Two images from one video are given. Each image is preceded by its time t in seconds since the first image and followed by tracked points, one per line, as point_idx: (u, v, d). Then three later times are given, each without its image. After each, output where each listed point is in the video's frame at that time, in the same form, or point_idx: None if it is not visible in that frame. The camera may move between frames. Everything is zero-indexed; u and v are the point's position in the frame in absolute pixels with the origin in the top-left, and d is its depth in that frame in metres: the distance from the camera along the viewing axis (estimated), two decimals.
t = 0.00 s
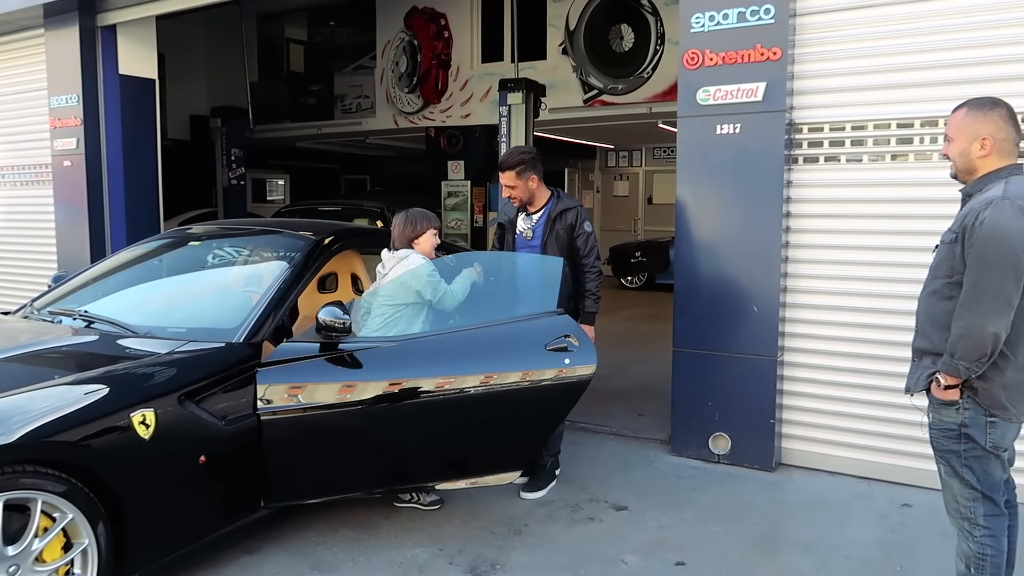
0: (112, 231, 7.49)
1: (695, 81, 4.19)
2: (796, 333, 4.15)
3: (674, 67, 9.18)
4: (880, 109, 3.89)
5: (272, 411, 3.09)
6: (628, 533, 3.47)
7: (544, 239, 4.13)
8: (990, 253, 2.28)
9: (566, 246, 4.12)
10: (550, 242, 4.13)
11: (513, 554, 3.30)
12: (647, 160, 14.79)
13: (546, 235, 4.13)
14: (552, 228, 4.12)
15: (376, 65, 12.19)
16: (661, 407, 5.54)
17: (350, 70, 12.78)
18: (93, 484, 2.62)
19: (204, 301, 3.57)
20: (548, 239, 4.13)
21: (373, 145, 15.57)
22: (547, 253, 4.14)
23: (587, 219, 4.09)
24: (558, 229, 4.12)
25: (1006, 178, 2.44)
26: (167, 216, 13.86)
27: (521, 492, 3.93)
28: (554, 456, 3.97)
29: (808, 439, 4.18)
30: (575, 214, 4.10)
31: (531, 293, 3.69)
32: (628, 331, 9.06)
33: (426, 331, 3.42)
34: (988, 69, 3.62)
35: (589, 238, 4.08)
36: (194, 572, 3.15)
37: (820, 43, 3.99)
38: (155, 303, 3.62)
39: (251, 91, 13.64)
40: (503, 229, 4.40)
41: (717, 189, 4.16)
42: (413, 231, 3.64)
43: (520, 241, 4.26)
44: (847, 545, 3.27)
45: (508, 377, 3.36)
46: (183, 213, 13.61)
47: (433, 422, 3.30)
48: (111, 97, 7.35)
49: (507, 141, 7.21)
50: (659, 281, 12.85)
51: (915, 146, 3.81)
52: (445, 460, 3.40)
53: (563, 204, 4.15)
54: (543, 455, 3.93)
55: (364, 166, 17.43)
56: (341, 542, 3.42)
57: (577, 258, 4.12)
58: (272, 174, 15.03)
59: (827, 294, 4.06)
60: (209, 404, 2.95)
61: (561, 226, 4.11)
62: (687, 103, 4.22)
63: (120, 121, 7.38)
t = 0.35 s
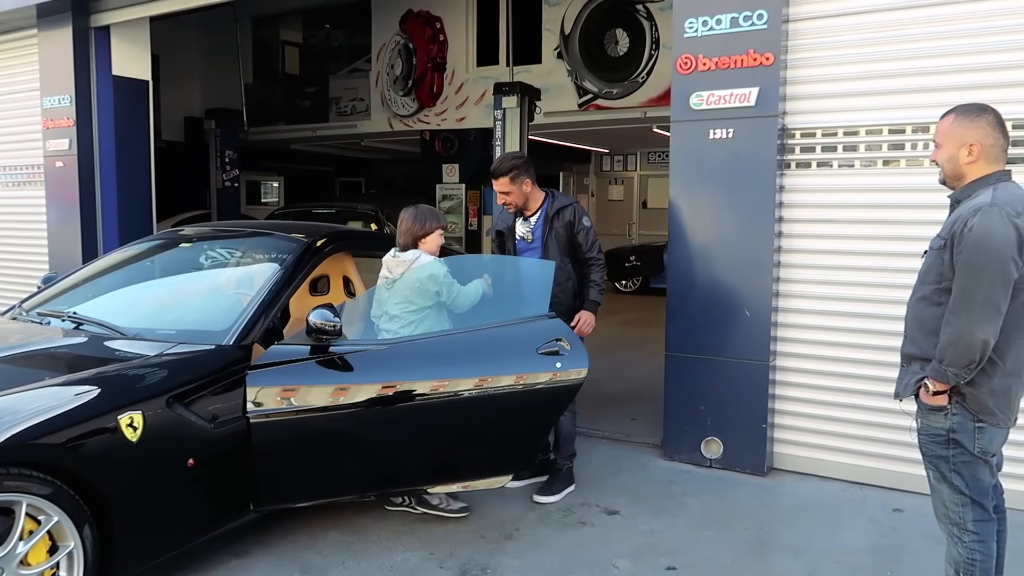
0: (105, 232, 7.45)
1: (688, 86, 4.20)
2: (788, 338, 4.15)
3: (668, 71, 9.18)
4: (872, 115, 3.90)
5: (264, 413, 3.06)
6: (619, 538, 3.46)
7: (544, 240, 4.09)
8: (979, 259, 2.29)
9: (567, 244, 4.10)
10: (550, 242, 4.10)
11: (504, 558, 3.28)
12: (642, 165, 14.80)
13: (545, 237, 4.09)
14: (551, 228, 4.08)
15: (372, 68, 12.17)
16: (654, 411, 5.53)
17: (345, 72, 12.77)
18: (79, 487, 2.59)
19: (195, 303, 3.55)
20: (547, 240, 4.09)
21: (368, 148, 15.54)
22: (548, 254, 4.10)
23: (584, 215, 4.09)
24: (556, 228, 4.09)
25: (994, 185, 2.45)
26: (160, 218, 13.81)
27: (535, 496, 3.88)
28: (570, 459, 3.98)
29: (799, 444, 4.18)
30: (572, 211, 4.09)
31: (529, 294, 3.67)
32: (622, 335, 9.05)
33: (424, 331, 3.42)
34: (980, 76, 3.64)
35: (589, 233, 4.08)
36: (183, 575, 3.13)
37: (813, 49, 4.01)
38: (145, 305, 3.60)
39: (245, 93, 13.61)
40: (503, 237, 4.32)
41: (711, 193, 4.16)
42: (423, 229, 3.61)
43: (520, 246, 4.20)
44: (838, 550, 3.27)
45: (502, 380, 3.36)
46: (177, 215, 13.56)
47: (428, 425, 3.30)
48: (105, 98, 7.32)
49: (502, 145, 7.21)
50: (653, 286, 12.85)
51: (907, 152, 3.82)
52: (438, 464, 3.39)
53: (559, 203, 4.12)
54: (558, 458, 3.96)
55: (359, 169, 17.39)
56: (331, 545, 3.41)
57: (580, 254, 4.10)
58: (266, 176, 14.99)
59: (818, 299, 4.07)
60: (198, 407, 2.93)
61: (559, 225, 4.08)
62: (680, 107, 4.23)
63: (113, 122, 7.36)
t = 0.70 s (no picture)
0: (111, 235, 7.46)
1: (696, 90, 4.17)
2: (797, 344, 4.11)
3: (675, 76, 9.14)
4: (883, 119, 3.85)
5: (267, 419, 3.03)
6: (625, 546, 3.41)
7: (573, 246, 3.89)
8: (996, 267, 2.25)
9: (595, 254, 3.85)
10: (578, 249, 3.89)
11: (509, 567, 3.24)
12: (648, 170, 14.77)
13: (574, 241, 3.89)
14: (582, 234, 3.87)
15: (379, 72, 12.19)
16: (660, 418, 5.48)
17: (352, 77, 12.79)
18: (80, 493, 2.57)
19: (198, 309, 3.52)
20: (576, 245, 3.89)
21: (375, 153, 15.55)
22: (576, 260, 3.89)
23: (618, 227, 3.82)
24: (587, 235, 3.86)
25: (1010, 190, 2.40)
26: (166, 221, 13.83)
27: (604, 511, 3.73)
28: (642, 469, 3.75)
29: (808, 452, 4.13)
30: (606, 220, 3.84)
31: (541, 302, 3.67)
32: (628, 341, 8.99)
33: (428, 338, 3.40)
34: (993, 80, 3.59)
35: (619, 243, 3.80)
36: None
37: (823, 53, 3.97)
38: (149, 309, 3.58)
39: (252, 98, 13.64)
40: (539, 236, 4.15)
41: (718, 198, 4.13)
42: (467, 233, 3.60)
43: (551, 248, 4.03)
44: (848, 561, 3.22)
45: (508, 388, 3.33)
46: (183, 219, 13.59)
47: (433, 431, 3.27)
48: (112, 102, 7.33)
49: (508, 150, 7.18)
50: (659, 291, 12.80)
51: (918, 157, 3.78)
52: (443, 470, 3.36)
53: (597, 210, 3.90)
54: (628, 470, 3.74)
55: (365, 173, 17.40)
56: (335, 553, 3.37)
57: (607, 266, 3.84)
58: (273, 180, 15.01)
59: (828, 305, 4.02)
60: (201, 413, 2.90)
61: (590, 232, 3.85)
62: (688, 112, 4.20)
63: (120, 126, 7.37)
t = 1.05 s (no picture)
0: (91, 237, 7.32)
1: (686, 92, 4.13)
2: (787, 349, 4.08)
3: (662, 78, 9.12)
4: (873, 123, 3.84)
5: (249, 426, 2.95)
6: (616, 555, 3.36)
7: (601, 257, 3.75)
8: (995, 271, 2.22)
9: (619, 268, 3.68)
10: (605, 261, 3.74)
11: None
12: (635, 172, 14.76)
13: (602, 251, 3.74)
14: (608, 246, 3.71)
15: (364, 73, 12.09)
16: (648, 422, 5.44)
17: (338, 78, 12.67)
18: (54, 505, 2.48)
19: (180, 313, 3.43)
20: (603, 256, 3.74)
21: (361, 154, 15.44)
22: (602, 271, 3.75)
23: (642, 241, 3.60)
24: (613, 248, 3.70)
25: (1006, 194, 2.38)
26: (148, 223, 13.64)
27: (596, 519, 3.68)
28: (643, 486, 3.70)
29: (798, 457, 4.10)
30: (632, 233, 3.65)
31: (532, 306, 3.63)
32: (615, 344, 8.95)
33: (414, 345, 3.35)
34: (984, 84, 3.58)
35: (640, 260, 3.59)
36: None
37: (814, 55, 3.95)
38: (128, 314, 3.49)
39: (237, 98, 13.50)
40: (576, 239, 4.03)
41: (708, 201, 4.09)
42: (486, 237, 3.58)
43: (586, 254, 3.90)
44: (841, 568, 3.19)
45: (494, 394, 3.29)
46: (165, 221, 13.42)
47: (419, 438, 3.20)
48: (93, 102, 7.20)
49: (496, 152, 7.13)
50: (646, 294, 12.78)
51: (909, 160, 3.76)
52: (430, 478, 3.29)
53: (627, 220, 3.70)
54: (627, 485, 3.71)
55: (351, 175, 17.26)
56: (319, 563, 3.30)
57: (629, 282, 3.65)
58: (257, 182, 14.86)
59: (818, 309, 4.00)
60: (182, 421, 2.80)
61: (615, 245, 3.68)
62: (678, 114, 4.16)
63: (100, 126, 7.23)
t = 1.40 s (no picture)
0: (52, 240, 7.11)
1: (661, 92, 4.12)
2: (762, 349, 4.08)
3: (634, 79, 9.13)
4: (845, 123, 3.86)
5: (217, 433, 2.86)
6: (594, 559, 3.33)
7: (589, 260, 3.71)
8: (967, 271, 2.23)
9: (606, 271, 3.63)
10: (593, 264, 3.69)
11: None
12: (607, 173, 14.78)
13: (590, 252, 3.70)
14: (595, 250, 3.66)
15: (334, 73, 11.94)
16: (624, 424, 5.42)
17: (306, 77, 12.48)
18: (11, 522, 2.37)
19: (144, 318, 3.32)
20: (590, 257, 3.70)
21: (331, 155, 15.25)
22: (590, 273, 3.71)
23: (628, 245, 3.54)
24: (599, 251, 3.65)
25: (979, 194, 2.40)
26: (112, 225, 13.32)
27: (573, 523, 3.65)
28: (621, 490, 3.68)
29: (773, 456, 4.11)
30: (618, 235, 3.59)
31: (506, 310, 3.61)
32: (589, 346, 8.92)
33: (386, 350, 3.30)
34: (953, 85, 3.62)
35: (625, 262, 3.52)
36: None
37: (787, 56, 3.97)
38: (90, 319, 3.37)
39: (203, 98, 13.25)
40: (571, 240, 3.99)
41: (683, 201, 4.08)
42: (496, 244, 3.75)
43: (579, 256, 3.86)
44: (819, 568, 3.19)
45: (442, 401, 3.18)
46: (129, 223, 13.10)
47: (390, 443, 3.13)
48: (53, 101, 6.98)
49: (468, 152, 7.07)
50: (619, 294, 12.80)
51: (880, 160, 3.79)
52: (403, 482, 3.23)
53: (615, 222, 3.64)
54: (606, 487, 3.69)
55: (320, 176, 17.02)
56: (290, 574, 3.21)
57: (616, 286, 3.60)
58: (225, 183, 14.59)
59: (793, 309, 4.01)
60: (146, 431, 2.70)
61: (601, 248, 3.63)
62: (652, 115, 4.14)
63: (61, 125, 7.03)
